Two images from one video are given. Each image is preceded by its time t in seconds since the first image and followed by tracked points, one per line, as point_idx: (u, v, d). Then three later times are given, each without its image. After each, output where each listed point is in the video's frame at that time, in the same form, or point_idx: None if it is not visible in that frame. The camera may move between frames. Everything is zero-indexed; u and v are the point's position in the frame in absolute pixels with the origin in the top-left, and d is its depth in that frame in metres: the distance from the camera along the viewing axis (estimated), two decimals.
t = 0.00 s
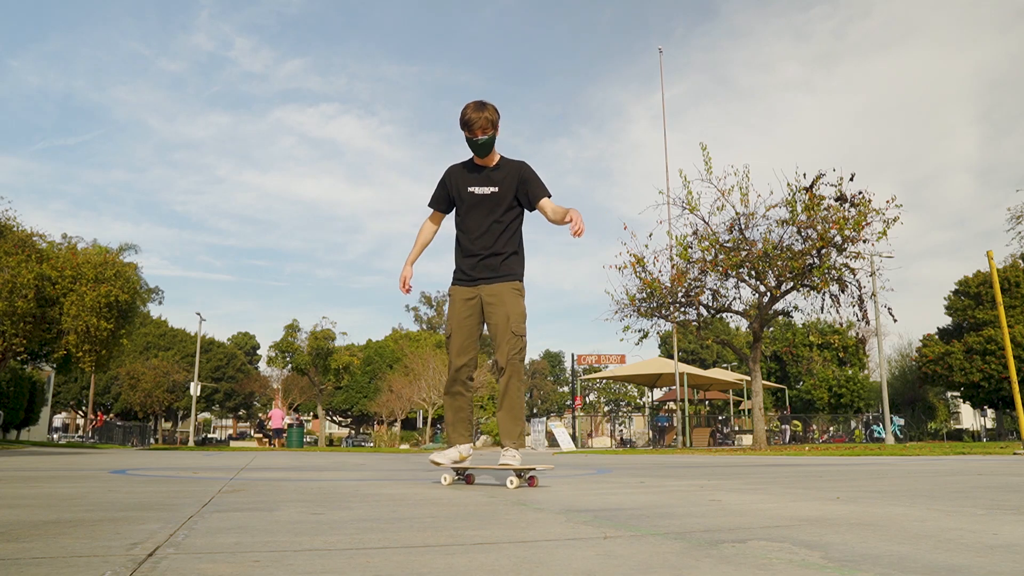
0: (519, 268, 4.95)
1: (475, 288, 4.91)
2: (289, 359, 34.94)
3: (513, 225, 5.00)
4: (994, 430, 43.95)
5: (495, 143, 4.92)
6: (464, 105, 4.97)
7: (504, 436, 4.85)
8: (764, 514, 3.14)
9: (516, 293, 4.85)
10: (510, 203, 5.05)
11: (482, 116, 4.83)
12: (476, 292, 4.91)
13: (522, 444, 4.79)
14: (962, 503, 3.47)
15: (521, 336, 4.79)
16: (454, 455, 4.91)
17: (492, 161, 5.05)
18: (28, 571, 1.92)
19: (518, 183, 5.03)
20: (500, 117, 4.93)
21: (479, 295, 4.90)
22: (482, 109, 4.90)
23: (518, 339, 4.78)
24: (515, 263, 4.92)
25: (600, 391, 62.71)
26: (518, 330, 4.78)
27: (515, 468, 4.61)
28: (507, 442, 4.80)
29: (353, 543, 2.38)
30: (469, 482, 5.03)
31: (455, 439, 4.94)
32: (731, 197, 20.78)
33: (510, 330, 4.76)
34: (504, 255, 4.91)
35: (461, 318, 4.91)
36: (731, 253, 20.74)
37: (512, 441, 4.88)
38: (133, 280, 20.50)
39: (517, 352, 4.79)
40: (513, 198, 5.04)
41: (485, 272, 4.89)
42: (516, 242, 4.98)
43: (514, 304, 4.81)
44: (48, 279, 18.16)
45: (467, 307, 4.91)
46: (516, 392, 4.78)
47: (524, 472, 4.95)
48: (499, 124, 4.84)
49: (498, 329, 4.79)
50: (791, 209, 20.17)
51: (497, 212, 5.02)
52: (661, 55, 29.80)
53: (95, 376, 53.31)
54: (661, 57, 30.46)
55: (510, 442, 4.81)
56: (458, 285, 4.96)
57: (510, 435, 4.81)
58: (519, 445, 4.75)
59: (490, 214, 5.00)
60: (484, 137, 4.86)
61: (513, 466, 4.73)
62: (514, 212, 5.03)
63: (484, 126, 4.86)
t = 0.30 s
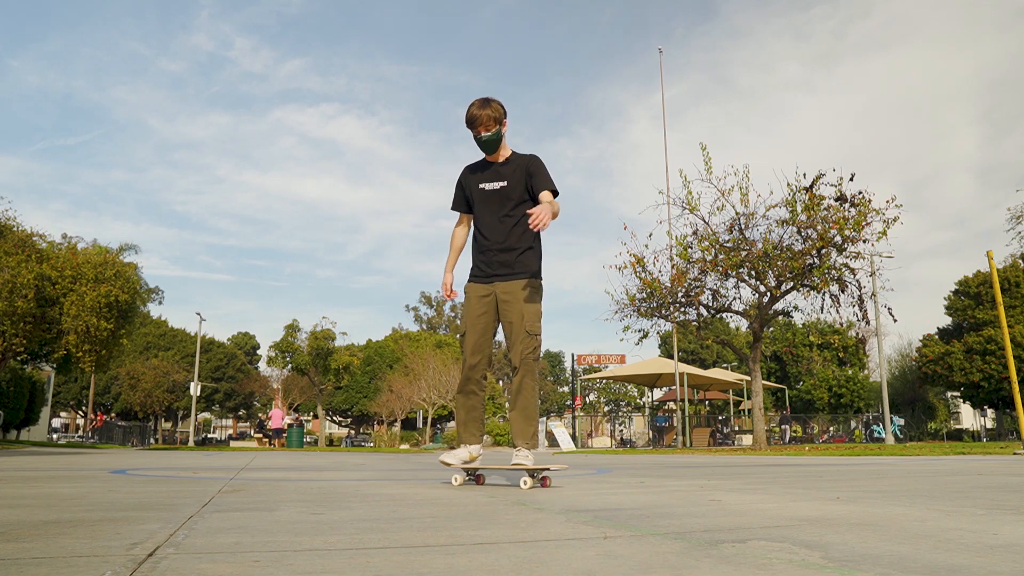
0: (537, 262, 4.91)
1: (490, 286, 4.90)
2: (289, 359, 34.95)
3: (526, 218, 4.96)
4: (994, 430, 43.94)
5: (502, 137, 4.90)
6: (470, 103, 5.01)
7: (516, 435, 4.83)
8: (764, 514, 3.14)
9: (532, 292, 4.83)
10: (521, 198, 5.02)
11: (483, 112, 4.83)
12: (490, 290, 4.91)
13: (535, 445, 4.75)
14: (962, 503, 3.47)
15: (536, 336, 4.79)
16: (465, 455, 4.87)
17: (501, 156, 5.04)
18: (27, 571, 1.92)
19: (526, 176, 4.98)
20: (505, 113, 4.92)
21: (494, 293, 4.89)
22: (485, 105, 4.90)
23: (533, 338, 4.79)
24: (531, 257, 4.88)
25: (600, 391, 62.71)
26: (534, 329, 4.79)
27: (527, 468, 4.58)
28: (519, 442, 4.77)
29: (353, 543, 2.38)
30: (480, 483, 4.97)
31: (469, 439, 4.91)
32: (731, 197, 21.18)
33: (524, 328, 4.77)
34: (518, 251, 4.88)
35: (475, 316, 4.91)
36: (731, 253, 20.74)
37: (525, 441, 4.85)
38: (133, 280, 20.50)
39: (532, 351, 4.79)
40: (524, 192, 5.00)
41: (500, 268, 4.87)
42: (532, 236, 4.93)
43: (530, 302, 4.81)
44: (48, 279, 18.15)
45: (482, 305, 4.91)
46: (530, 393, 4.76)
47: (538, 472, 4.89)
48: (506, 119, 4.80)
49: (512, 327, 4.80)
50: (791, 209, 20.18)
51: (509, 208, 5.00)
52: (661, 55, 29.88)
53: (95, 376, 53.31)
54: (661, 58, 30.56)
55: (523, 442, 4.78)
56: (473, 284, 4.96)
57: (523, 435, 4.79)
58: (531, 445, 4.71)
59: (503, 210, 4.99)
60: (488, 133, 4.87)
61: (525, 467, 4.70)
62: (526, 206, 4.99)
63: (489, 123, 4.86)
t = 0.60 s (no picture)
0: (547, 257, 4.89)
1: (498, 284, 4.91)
2: (289, 359, 34.96)
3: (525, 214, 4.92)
4: (994, 430, 43.93)
5: (495, 132, 4.90)
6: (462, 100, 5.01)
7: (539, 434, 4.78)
8: (763, 513, 3.14)
9: (542, 287, 4.80)
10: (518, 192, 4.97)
11: (471, 110, 4.82)
12: (501, 289, 4.91)
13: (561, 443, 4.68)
14: (962, 503, 3.47)
15: (551, 331, 4.73)
16: (490, 456, 4.82)
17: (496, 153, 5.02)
18: (27, 572, 1.91)
19: (518, 169, 4.93)
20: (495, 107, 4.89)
21: (505, 292, 4.88)
22: (476, 102, 4.90)
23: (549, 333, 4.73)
24: (537, 252, 4.86)
25: (600, 391, 62.70)
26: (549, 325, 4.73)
27: (558, 469, 4.52)
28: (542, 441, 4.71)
29: (354, 543, 2.38)
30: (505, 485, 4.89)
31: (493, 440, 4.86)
32: (730, 197, 21.05)
33: (537, 324, 4.70)
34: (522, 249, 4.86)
35: (490, 317, 4.93)
36: (731, 253, 20.75)
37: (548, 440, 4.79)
38: (133, 280, 20.51)
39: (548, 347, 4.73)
40: (519, 187, 4.94)
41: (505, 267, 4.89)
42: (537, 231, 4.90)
43: (542, 298, 4.77)
44: (48, 279, 18.16)
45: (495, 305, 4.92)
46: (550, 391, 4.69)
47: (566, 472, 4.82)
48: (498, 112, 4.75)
49: (525, 324, 4.76)
50: (791, 209, 20.17)
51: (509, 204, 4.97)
52: (661, 55, 29.95)
53: (95, 376, 53.35)
54: (661, 58, 30.65)
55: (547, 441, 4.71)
56: (485, 285, 4.99)
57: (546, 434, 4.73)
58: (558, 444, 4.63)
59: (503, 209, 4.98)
60: (479, 130, 4.86)
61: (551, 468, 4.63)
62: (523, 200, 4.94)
63: (480, 119, 4.85)
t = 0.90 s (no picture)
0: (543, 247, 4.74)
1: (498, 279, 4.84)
2: (289, 359, 34.95)
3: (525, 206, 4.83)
4: (994, 430, 43.93)
5: (492, 124, 4.88)
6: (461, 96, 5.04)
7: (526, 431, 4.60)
8: (763, 514, 3.14)
9: (531, 275, 4.64)
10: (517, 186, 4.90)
11: (469, 102, 4.84)
12: (500, 283, 4.84)
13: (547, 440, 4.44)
14: (962, 503, 3.47)
15: (535, 319, 4.53)
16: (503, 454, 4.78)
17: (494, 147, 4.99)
18: (28, 571, 1.92)
19: (516, 162, 4.88)
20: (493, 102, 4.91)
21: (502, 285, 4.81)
22: (475, 95, 4.93)
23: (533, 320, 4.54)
24: (530, 242, 4.72)
25: (600, 391, 62.69)
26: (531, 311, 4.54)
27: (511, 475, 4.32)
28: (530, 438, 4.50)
29: (353, 543, 2.38)
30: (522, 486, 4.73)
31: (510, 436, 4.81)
32: (730, 196, 21.12)
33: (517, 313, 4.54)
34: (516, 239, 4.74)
35: (494, 314, 4.91)
36: (731, 253, 20.75)
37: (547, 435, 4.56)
38: (133, 280, 20.51)
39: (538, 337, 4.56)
40: (517, 179, 4.89)
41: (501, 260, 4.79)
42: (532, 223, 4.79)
43: (528, 284, 4.62)
44: (48, 279, 18.16)
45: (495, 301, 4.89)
46: (534, 382, 4.47)
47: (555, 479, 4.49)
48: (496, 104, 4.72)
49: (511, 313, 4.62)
50: (791, 209, 20.18)
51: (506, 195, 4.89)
52: (661, 55, 29.99)
53: (95, 376, 53.38)
54: (661, 58, 30.68)
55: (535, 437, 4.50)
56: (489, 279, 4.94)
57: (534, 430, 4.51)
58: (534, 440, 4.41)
59: (500, 202, 4.91)
60: (477, 123, 4.86)
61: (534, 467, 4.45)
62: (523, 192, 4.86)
63: (478, 112, 4.85)
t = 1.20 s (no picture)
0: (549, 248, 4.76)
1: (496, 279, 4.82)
2: (289, 359, 34.95)
3: (536, 206, 4.83)
4: (993, 430, 43.96)
5: (497, 124, 4.83)
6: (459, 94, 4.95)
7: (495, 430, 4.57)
8: (763, 513, 3.14)
9: (530, 274, 4.63)
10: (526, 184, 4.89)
11: (470, 103, 4.77)
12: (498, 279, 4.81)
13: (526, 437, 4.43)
14: (961, 503, 3.47)
15: (525, 319, 4.52)
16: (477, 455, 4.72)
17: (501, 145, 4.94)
18: (28, 570, 1.92)
19: (527, 159, 4.85)
20: (495, 100, 4.84)
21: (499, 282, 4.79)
22: (475, 94, 4.85)
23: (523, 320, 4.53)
24: (537, 243, 4.73)
25: (600, 391, 62.68)
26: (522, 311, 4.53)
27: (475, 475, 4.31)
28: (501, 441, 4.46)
29: (353, 543, 2.38)
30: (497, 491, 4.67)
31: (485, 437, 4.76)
32: (730, 197, 21.12)
33: (506, 309, 4.53)
34: (523, 240, 4.74)
35: (486, 310, 4.91)
36: (731, 253, 20.75)
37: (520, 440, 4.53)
38: (133, 280, 20.50)
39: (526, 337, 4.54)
40: (525, 176, 4.86)
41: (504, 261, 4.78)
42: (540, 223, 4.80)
43: (524, 284, 4.60)
44: (48, 279, 18.16)
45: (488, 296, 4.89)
46: (513, 381, 4.46)
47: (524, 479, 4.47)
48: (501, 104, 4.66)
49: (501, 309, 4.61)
50: (791, 209, 20.19)
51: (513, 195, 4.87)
52: (661, 55, 30.04)
53: (95, 376, 53.40)
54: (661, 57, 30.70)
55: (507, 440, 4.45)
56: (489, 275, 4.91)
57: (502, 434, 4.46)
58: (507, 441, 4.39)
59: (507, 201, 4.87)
60: (479, 124, 4.81)
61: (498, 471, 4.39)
62: (533, 191, 4.85)
63: (481, 113, 4.80)
